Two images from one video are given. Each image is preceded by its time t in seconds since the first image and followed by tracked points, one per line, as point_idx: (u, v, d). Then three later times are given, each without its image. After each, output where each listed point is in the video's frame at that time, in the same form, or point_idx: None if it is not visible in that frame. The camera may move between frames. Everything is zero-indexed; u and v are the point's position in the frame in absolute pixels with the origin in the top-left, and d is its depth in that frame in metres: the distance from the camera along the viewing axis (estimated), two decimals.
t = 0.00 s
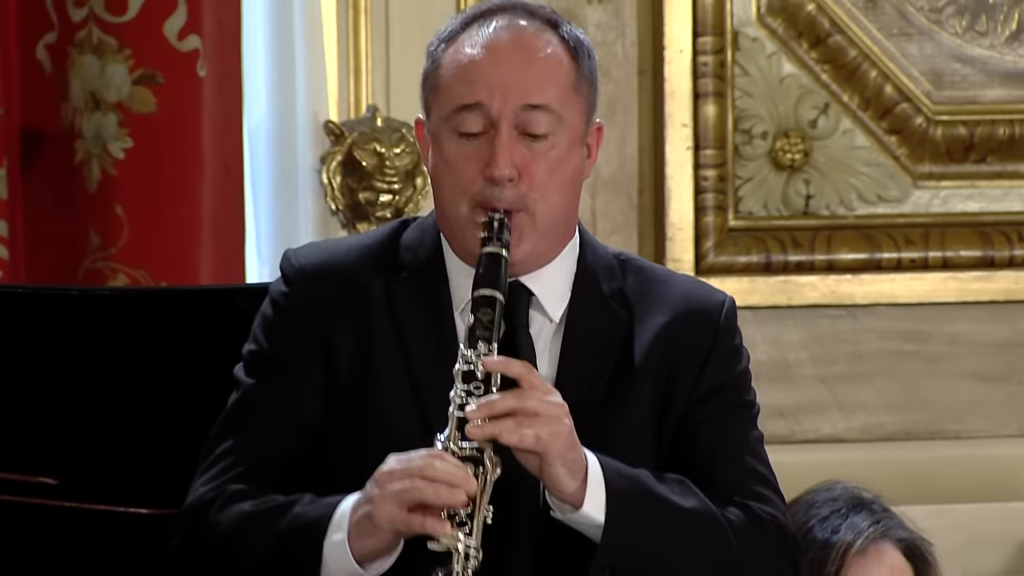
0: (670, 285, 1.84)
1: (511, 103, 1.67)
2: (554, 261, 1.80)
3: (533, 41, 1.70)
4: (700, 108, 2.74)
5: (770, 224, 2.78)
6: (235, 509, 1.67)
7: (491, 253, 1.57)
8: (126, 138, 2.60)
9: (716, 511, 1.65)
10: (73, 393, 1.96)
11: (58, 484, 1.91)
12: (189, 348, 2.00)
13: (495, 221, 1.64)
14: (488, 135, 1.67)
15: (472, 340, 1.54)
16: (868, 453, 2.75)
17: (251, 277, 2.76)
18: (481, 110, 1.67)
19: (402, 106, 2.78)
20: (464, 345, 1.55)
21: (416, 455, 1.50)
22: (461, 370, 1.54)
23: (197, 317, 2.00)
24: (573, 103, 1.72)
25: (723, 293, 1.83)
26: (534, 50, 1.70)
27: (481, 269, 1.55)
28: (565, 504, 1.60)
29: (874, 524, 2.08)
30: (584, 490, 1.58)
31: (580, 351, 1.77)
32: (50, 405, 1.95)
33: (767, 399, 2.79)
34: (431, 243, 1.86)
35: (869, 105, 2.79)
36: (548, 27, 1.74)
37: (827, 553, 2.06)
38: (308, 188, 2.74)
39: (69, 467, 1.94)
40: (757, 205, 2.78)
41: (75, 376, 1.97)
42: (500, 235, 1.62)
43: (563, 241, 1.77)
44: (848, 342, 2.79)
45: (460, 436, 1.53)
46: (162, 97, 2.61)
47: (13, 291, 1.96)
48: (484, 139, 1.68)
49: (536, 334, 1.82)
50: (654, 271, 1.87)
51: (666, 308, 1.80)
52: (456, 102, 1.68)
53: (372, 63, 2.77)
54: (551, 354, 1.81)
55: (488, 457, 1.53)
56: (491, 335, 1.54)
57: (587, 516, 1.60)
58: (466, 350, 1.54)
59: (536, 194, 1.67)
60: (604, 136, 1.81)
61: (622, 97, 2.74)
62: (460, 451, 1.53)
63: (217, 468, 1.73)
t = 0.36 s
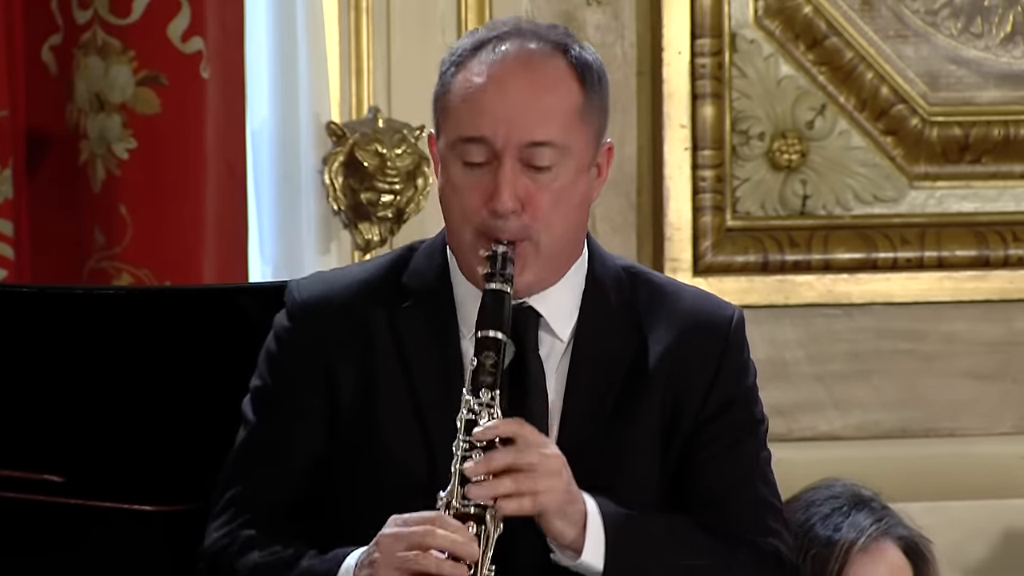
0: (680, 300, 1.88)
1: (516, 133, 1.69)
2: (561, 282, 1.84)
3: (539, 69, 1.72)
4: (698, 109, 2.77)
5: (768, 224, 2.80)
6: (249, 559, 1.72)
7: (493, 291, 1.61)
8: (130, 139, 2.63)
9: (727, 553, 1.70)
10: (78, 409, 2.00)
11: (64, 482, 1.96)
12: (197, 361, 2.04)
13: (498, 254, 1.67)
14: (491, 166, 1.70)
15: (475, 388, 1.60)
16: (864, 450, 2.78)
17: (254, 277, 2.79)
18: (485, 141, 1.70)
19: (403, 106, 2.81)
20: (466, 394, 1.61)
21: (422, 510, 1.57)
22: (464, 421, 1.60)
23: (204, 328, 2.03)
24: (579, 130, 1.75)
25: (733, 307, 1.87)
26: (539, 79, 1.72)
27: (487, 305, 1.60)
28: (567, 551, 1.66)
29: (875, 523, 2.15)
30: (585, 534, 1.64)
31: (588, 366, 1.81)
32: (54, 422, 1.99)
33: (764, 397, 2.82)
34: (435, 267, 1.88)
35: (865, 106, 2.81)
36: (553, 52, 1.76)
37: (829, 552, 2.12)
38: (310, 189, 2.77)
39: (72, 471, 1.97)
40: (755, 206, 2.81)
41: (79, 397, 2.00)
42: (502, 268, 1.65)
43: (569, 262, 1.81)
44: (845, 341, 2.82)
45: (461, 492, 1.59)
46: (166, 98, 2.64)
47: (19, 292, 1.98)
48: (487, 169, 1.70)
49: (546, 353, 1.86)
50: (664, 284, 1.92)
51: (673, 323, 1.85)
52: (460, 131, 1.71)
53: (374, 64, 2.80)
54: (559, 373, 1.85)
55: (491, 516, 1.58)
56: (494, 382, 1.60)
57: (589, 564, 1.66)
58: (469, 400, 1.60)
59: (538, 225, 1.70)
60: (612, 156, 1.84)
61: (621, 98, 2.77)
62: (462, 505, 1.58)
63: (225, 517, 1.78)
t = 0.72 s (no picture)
0: (675, 300, 1.96)
1: (498, 154, 1.78)
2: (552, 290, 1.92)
3: (518, 87, 1.81)
4: (698, 100, 2.80)
5: (766, 214, 2.84)
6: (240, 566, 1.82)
7: (480, 310, 1.70)
8: (138, 130, 2.66)
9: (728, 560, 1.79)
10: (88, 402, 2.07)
11: (70, 467, 2.03)
12: (203, 361, 2.11)
13: (484, 274, 1.75)
14: (474, 188, 1.78)
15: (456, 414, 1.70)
16: (861, 436, 2.82)
17: (260, 266, 2.82)
18: (469, 162, 1.78)
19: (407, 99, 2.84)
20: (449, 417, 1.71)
21: (398, 538, 1.67)
22: (444, 445, 1.70)
23: (210, 325, 2.11)
24: (562, 149, 1.83)
25: (725, 304, 1.96)
26: (519, 99, 1.80)
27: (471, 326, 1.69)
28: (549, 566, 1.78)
29: (874, 506, 2.16)
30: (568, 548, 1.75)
31: (582, 372, 1.91)
32: (64, 414, 2.06)
33: (763, 384, 2.86)
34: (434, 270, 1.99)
35: (863, 97, 2.85)
36: (537, 69, 1.84)
37: (827, 536, 2.14)
38: (315, 179, 2.80)
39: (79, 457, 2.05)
40: (754, 195, 2.85)
41: (88, 390, 2.08)
42: (488, 288, 1.74)
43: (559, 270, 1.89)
44: (842, 328, 2.87)
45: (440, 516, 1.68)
46: (173, 89, 2.67)
47: (31, 279, 2.06)
48: (471, 190, 1.79)
49: (539, 361, 1.94)
50: (655, 282, 2.00)
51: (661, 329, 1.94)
52: (444, 155, 1.79)
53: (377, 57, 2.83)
54: (551, 380, 1.93)
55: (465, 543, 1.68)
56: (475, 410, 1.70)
57: None
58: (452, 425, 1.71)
59: (523, 243, 1.80)
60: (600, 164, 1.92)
61: (621, 89, 2.81)
62: (439, 529, 1.68)
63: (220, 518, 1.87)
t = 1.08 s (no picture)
0: (658, 300, 1.90)
1: (466, 166, 1.72)
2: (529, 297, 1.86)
3: (499, 100, 1.76)
4: (692, 86, 2.84)
5: (759, 198, 2.87)
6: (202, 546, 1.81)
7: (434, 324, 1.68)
8: (138, 115, 2.70)
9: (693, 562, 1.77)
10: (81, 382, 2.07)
11: (72, 449, 2.01)
12: (196, 343, 2.12)
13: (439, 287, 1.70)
14: (441, 196, 1.73)
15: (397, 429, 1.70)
16: (853, 417, 2.86)
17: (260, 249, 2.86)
18: (436, 171, 1.71)
19: (405, 85, 2.86)
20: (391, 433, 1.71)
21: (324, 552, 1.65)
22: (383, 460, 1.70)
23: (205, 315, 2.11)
24: (535, 165, 1.78)
25: (711, 309, 1.90)
26: (499, 112, 1.75)
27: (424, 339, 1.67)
28: None
29: (865, 488, 2.17)
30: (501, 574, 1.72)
31: (557, 378, 1.85)
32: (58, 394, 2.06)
33: (756, 366, 2.90)
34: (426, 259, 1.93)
35: (855, 83, 2.89)
36: (518, 79, 1.78)
37: (818, 517, 2.15)
38: (314, 164, 2.84)
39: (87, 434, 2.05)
40: (747, 179, 2.88)
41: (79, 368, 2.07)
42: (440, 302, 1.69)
43: (527, 288, 1.83)
44: (835, 311, 2.90)
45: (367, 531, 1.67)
46: (173, 75, 2.71)
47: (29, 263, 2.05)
48: (438, 198, 1.73)
49: (514, 366, 1.87)
50: (641, 281, 1.93)
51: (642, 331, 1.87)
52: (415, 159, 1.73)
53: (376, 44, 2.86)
54: (524, 385, 1.87)
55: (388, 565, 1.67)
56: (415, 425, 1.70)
57: None
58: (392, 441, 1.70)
59: (486, 257, 1.74)
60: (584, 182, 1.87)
61: (617, 76, 2.84)
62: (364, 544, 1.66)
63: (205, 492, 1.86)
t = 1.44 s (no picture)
0: (617, 276, 1.98)
1: (421, 132, 1.82)
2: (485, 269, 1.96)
3: (452, 69, 1.86)
4: (695, 74, 2.85)
5: (762, 185, 2.88)
6: (158, 518, 1.92)
7: (385, 288, 1.75)
8: (143, 103, 2.71)
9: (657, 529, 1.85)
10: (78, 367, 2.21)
11: (77, 434, 2.15)
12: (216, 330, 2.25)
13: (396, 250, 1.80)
14: (398, 164, 1.83)
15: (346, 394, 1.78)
16: (855, 403, 2.88)
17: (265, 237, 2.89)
18: (393, 139, 1.82)
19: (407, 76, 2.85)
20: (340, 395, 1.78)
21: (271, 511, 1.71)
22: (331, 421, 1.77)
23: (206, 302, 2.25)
24: (488, 132, 1.88)
25: (672, 284, 1.98)
26: (452, 80, 1.86)
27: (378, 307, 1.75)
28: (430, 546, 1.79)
29: (866, 474, 2.18)
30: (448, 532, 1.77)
31: (515, 350, 1.93)
32: (58, 380, 2.20)
33: (759, 353, 2.91)
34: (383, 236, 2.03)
35: (857, 71, 2.90)
36: (472, 47, 1.89)
37: (820, 504, 2.15)
38: (318, 152, 2.85)
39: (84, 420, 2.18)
40: (749, 167, 2.89)
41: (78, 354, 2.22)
42: (398, 264, 1.79)
43: (486, 255, 1.93)
44: (836, 298, 2.92)
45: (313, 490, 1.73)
46: (178, 63, 2.72)
47: (37, 253, 2.21)
48: (395, 166, 1.83)
49: (472, 338, 1.96)
50: (596, 255, 2.02)
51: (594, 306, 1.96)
52: (372, 129, 1.84)
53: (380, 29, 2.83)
54: (482, 358, 1.96)
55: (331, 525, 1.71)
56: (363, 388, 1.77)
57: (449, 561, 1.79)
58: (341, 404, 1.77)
59: (442, 224, 1.84)
60: (539, 151, 1.97)
61: (620, 64, 2.85)
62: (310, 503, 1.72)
63: (170, 466, 1.98)
